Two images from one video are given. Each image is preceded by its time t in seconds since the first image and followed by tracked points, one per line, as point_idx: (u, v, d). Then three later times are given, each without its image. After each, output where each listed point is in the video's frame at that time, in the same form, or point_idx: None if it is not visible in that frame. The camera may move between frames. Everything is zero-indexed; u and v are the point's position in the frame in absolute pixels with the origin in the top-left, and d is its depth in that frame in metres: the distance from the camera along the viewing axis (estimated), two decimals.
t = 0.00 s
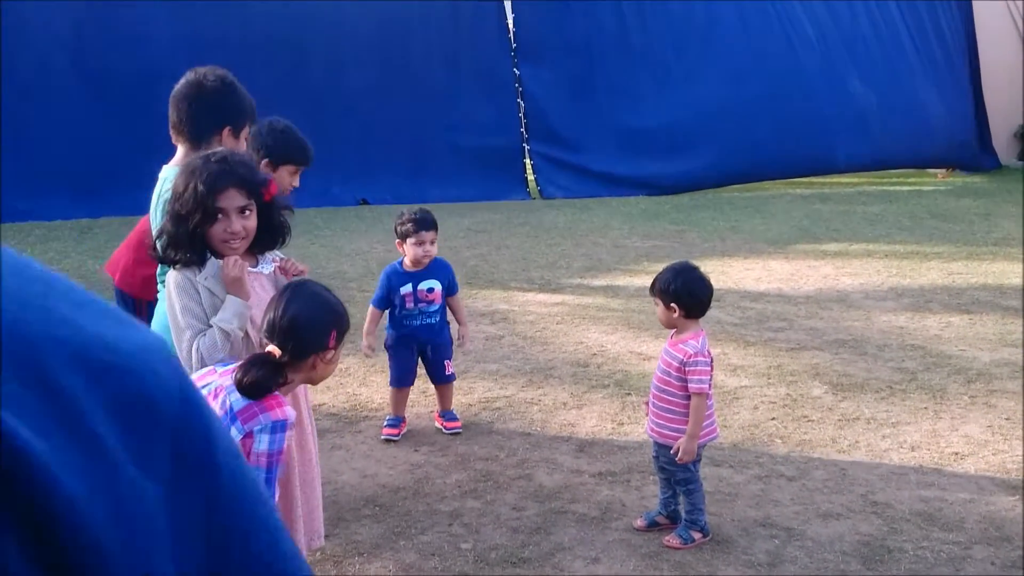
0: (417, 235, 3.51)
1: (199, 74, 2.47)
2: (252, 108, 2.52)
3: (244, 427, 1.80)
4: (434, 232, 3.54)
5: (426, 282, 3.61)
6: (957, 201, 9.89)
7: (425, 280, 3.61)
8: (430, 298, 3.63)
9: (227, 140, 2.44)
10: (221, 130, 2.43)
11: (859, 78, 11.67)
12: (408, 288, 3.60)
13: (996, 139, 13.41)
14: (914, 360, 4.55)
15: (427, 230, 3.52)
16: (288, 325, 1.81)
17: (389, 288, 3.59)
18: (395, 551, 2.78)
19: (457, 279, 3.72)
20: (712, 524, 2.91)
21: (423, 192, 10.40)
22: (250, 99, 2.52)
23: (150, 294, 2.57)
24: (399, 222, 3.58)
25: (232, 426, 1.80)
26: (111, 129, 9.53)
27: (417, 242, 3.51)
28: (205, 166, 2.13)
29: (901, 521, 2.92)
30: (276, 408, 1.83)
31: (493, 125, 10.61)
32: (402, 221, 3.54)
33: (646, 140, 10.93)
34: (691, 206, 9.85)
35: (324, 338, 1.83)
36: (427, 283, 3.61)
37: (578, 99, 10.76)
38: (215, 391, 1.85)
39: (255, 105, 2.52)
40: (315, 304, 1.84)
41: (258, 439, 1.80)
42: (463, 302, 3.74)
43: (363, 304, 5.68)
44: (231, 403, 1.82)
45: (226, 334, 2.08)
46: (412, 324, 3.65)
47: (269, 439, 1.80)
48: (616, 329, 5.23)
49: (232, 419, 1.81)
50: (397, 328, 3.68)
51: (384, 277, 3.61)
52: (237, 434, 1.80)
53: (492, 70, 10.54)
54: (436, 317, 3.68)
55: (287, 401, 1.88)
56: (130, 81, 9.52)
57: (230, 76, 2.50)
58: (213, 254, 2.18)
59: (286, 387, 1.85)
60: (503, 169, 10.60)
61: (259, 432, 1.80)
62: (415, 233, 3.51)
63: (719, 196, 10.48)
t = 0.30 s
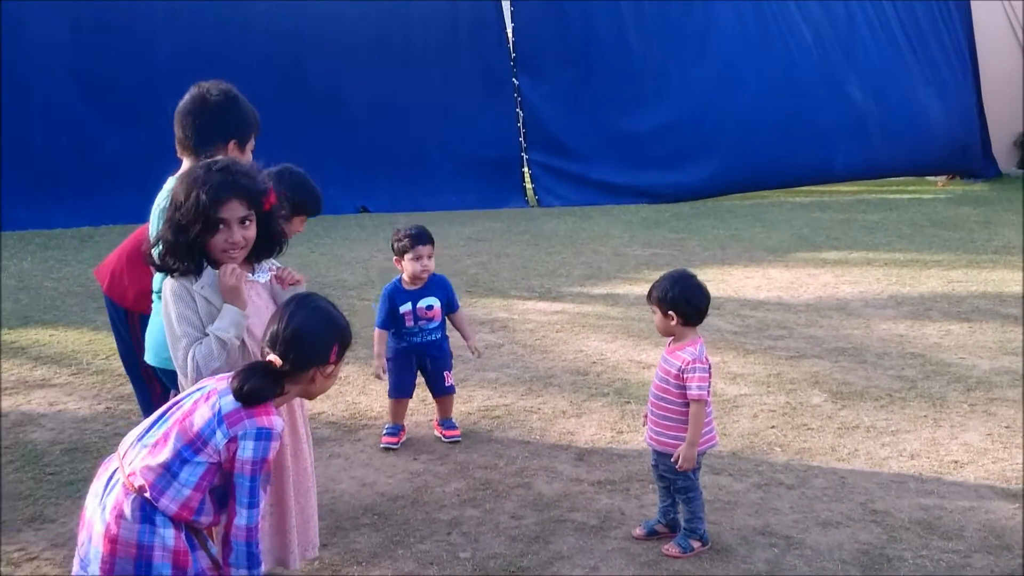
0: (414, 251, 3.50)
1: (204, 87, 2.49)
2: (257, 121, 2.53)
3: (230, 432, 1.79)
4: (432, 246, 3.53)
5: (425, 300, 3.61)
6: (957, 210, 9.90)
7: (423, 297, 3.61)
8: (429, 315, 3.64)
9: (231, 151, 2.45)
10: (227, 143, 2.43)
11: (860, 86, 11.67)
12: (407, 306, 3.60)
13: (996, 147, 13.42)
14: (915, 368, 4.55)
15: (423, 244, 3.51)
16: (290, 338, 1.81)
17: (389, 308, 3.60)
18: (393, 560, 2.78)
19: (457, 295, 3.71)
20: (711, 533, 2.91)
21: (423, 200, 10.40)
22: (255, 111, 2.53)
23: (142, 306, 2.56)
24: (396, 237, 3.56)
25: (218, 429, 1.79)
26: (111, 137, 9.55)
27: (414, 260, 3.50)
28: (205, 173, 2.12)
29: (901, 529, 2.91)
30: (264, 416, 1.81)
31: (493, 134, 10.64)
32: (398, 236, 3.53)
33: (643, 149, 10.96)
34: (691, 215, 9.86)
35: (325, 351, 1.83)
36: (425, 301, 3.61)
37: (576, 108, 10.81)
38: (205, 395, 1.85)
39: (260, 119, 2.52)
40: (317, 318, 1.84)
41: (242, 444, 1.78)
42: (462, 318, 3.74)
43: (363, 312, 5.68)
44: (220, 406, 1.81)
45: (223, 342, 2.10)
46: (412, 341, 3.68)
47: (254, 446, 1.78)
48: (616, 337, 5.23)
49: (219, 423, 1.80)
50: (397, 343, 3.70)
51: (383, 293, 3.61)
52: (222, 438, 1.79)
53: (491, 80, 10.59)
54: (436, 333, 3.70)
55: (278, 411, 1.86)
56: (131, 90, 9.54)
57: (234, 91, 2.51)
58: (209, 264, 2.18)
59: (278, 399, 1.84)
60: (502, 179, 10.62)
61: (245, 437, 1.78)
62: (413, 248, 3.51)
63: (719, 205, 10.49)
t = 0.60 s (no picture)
0: (417, 250, 3.50)
1: (193, 91, 2.48)
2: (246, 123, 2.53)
3: (213, 436, 1.78)
4: (434, 242, 3.53)
5: (423, 301, 3.60)
6: (951, 212, 9.91)
7: (422, 298, 3.60)
8: (425, 315, 3.64)
9: (221, 153, 2.44)
10: (214, 142, 2.43)
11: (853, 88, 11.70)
12: (405, 305, 3.59)
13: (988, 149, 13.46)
14: (908, 370, 4.56)
15: (426, 241, 3.52)
16: (282, 343, 1.82)
17: (387, 306, 3.58)
18: (387, 563, 2.77)
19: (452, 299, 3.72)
20: (705, 535, 2.91)
21: (416, 203, 10.39)
22: (245, 114, 2.52)
23: (132, 311, 2.56)
24: (399, 233, 3.55)
25: (201, 435, 1.78)
26: (105, 140, 9.53)
27: (416, 259, 3.51)
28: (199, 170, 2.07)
29: (894, 531, 2.92)
30: (248, 420, 1.80)
31: (488, 137, 10.65)
32: (402, 234, 3.53)
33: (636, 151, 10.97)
34: (686, 217, 9.86)
35: (316, 354, 1.84)
36: (423, 302, 3.60)
37: (568, 111, 10.83)
38: (192, 402, 1.84)
39: (251, 119, 2.52)
40: (308, 324, 1.84)
41: (226, 449, 1.77)
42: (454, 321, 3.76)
43: (357, 315, 5.68)
44: (204, 412, 1.80)
45: (217, 347, 2.11)
46: (405, 338, 3.66)
47: (238, 450, 1.77)
48: (610, 340, 5.23)
49: (203, 428, 1.79)
50: (390, 339, 3.68)
51: (381, 288, 3.58)
52: (206, 444, 1.78)
53: (485, 83, 10.62)
54: (428, 333, 3.69)
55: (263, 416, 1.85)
56: (124, 93, 9.53)
57: (223, 90, 2.51)
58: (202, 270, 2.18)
59: (268, 404, 1.84)
60: (495, 181, 10.62)
61: (228, 441, 1.77)
62: (416, 244, 3.50)
63: (713, 207, 10.50)
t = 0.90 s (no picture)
0: (403, 244, 3.50)
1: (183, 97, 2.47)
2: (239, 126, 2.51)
3: (223, 448, 1.78)
4: (420, 242, 3.53)
5: (411, 292, 3.61)
6: (939, 211, 9.95)
7: (410, 290, 3.61)
8: (415, 307, 3.63)
9: (214, 158, 2.43)
10: (206, 148, 2.41)
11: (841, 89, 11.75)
12: (393, 297, 3.59)
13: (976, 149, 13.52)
14: (896, 369, 4.58)
15: (413, 240, 3.51)
16: (259, 343, 1.81)
17: (375, 299, 3.58)
18: (377, 564, 2.77)
19: (443, 289, 3.71)
20: (694, 535, 2.91)
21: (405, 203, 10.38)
22: (236, 118, 2.51)
23: (120, 314, 2.55)
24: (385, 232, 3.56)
25: (211, 446, 1.78)
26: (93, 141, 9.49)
27: (402, 253, 3.51)
28: (218, 172, 2.08)
29: (883, 529, 2.93)
30: (256, 426, 1.80)
31: (477, 138, 10.65)
32: (390, 230, 3.53)
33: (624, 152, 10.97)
34: (675, 216, 9.87)
35: (299, 352, 1.83)
36: (411, 294, 3.60)
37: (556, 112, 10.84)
38: (193, 415, 1.83)
39: (243, 123, 2.51)
40: (286, 321, 1.83)
41: (237, 457, 1.78)
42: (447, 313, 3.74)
43: (346, 316, 5.67)
44: (209, 424, 1.79)
45: (217, 349, 2.12)
46: (398, 334, 3.65)
47: (249, 457, 1.78)
48: (600, 340, 5.23)
49: (211, 440, 1.78)
50: (382, 337, 3.67)
51: (369, 286, 3.60)
52: (216, 455, 1.78)
53: (474, 83, 10.61)
54: (422, 327, 3.68)
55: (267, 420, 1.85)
56: (113, 94, 9.49)
57: (212, 96, 2.50)
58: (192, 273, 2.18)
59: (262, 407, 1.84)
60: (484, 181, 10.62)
61: (238, 450, 1.78)
62: (402, 242, 3.51)
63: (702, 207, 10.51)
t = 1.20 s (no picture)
0: (387, 245, 3.50)
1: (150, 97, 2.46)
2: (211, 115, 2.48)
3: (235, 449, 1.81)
4: (405, 242, 3.53)
5: (395, 290, 3.60)
6: (924, 208, 10.00)
7: (394, 287, 3.60)
8: (399, 306, 3.62)
9: (182, 154, 2.42)
10: (175, 145, 2.41)
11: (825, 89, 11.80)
12: (377, 295, 3.59)
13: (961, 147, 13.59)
14: (882, 366, 4.60)
15: (397, 240, 3.52)
16: (244, 342, 1.80)
17: (359, 298, 3.59)
18: (365, 565, 2.76)
19: (427, 287, 3.70)
20: (682, 533, 2.92)
21: (392, 202, 10.36)
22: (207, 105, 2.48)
23: (108, 313, 2.54)
24: (370, 230, 3.55)
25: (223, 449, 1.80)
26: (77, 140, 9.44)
27: (388, 253, 3.51)
28: (215, 172, 2.09)
29: (869, 526, 2.94)
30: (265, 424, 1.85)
31: (464, 136, 10.65)
32: (373, 229, 3.53)
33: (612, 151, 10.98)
34: (663, 215, 9.89)
35: (289, 346, 1.84)
36: (395, 291, 3.60)
37: (542, 112, 10.85)
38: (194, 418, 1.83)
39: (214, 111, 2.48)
40: (273, 318, 1.83)
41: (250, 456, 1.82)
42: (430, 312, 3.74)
43: (334, 316, 5.66)
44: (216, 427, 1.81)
45: (215, 346, 2.12)
46: (382, 332, 3.64)
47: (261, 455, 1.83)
48: (587, 338, 5.24)
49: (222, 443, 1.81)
50: (365, 335, 3.66)
51: (354, 284, 3.60)
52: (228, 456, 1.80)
53: (461, 81, 10.61)
54: (407, 325, 3.68)
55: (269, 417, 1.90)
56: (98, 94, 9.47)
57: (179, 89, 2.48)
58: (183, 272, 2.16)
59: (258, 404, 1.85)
60: (471, 181, 10.61)
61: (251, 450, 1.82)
62: (386, 241, 3.51)
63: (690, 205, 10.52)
